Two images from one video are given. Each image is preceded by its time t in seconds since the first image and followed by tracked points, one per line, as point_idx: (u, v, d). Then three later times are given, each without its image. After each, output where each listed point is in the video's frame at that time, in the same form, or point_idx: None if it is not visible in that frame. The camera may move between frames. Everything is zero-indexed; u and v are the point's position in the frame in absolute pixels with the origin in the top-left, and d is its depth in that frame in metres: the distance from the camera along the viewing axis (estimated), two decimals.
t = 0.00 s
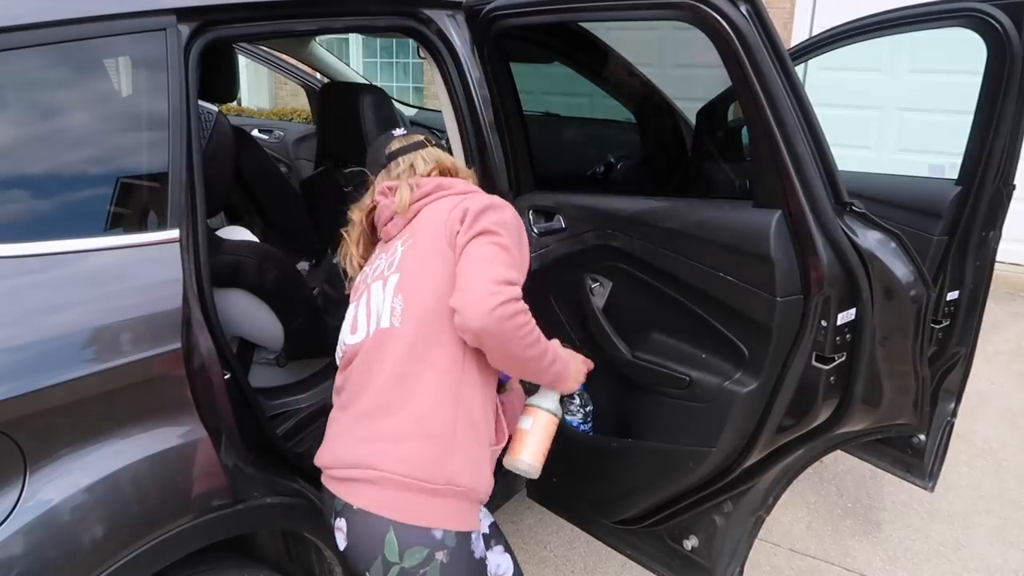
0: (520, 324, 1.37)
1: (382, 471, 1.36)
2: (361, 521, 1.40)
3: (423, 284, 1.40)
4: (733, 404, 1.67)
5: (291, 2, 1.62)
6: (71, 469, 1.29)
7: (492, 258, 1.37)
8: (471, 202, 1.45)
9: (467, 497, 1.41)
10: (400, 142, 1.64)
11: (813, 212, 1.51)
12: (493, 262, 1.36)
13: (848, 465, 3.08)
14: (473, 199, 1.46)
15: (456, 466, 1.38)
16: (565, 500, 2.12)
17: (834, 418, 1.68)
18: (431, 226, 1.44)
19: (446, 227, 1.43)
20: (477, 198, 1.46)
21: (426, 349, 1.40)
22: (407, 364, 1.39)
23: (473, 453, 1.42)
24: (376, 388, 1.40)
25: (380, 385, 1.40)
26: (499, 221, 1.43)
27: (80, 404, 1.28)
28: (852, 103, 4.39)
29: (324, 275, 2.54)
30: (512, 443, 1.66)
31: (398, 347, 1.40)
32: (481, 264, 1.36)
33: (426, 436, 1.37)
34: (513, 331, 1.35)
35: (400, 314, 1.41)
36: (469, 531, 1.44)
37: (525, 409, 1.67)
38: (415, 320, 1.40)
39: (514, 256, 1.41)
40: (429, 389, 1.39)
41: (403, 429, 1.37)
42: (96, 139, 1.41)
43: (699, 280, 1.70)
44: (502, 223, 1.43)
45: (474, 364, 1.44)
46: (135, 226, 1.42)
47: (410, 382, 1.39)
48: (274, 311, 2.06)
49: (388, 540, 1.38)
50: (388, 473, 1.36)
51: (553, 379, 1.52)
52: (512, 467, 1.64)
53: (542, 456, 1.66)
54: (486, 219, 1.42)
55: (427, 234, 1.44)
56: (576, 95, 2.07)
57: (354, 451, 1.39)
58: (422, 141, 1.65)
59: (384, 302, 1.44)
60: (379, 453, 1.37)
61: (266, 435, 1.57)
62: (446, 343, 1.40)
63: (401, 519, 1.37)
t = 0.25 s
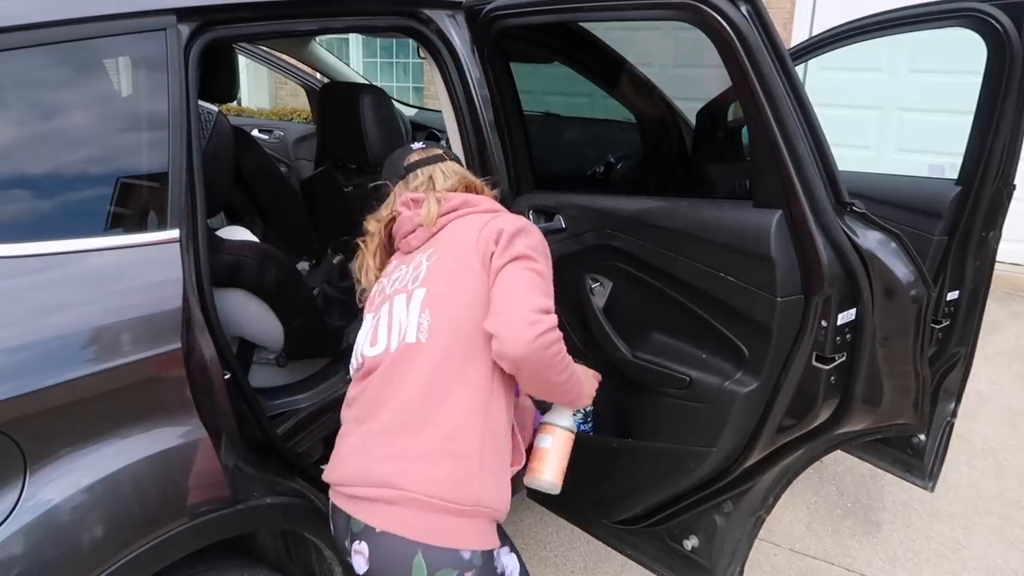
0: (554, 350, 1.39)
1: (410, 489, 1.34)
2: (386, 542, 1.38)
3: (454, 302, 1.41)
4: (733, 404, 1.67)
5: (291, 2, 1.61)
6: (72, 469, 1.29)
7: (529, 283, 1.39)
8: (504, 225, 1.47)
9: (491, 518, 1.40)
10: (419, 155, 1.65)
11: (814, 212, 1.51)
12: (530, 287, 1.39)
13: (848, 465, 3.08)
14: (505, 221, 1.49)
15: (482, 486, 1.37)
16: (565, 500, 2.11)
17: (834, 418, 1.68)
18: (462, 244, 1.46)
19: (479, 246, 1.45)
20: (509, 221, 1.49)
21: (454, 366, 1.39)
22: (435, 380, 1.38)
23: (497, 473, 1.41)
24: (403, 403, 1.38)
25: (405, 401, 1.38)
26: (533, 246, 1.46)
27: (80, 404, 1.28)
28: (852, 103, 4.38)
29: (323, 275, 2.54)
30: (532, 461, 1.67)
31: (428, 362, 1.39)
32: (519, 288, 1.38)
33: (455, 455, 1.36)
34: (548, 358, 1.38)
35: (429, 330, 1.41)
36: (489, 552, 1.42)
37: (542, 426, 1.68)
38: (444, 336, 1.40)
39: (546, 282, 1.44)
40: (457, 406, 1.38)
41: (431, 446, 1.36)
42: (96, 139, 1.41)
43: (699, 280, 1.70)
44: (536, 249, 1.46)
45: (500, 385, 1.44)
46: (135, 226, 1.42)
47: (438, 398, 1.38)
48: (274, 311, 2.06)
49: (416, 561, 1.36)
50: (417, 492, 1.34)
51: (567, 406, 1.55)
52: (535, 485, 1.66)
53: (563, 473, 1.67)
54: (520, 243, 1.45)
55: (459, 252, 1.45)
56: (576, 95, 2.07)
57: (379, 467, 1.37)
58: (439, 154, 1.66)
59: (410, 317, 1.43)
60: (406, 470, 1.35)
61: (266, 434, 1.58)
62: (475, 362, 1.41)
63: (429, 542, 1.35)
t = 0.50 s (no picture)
0: (513, 393, 1.25)
1: (353, 513, 1.28)
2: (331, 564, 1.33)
3: (418, 322, 1.30)
4: (734, 404, 1.67)
5: (291, 2, 1.61)
6: (72, 469, 1.28)
7: (496, 316, 1.24)
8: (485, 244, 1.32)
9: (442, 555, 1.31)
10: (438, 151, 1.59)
11: (814, 212, 1.51)
12: (495, 321, 1.24)
13: (848, 464, 3.08)
14: (492, 238, 1.34)
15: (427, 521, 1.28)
16: (565, 499, 2.11)
17: (835, 418, 1.67)
18: (439, 259, 1.33)
19: (455, 263, 1.32)
20: (494, 238, 1.34)
21: (411, 390, 1.29)
22: (389, 405, 1.29)
23: (450, 506, 1.31)
24: (358, 422, 1.31)
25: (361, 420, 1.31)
26: (513, 269, 1.31)
27: (80, 404, 1.28)
28: (852, 103, 4.38)
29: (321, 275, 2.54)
30: (506, 499, 1.63)
31: (384, 383, 1.30)
32: (483, 322, 1.24)
33: (399, 485, 1.27)
34: (505, 401, 1.24)
35: (392, 347, 1.31)
36: None
37: (523, 466, 1.63)
38: (404, 357, 1.30)
39: (521, 313, 1.28)
40: (410, 433, 1.28)
41: (376, 473, 1.28)
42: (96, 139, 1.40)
43: (699, 280, 1.70)
44: (515, 273, 1.30)
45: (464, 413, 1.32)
46: (135, 226, 1.42)
47: (390, 424, 1.29)
48: (274, 311, 2.06)
49: None
50: (356, 518, 1.27)
51: (546, 441, 1.40)
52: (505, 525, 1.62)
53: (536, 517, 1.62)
54: (499, 266, 1.30)
55: (434, 267, 1.33)
56: (576, 95, 2.07)
57: (327, 487, 1.31)
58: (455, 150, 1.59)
59: (377, 329, 1.35)
60: (353, 495, 1.28)
61: (266, 433, 1.62)
62: (434, 391, 1.29)
63: None
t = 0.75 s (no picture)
0: (404, 432, 1.14)
1: (286, 514, 1.31)
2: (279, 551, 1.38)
3: (351, 330, 1.24)
4: (735, 404, 1.66)
5: (291, 3, 1.61)
6: (72, 469, 1.28)
7: (393, 344, 1.11)
8: (412, 256, 1.15)
9: (364, 560, 1.31)
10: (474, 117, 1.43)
11: (816, 212, 1.51)
12: (391, 350, 1.11)
13: (848, 464, 3.08)
14: (424, 249, 1.16)
15: (341, 531, 1.28)
16: (564, 498, 2.11)
17: (835, 418, 1.68)
18: (377, 265, 1.23)
19: (382, 270, 1.21)
20: (428, 248, 1.16)
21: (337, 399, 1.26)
22: (325, 412, 1.28)
23: (372, 520, 1.28)
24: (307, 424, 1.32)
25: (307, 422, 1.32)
26: (434, 290, 1.13)
27: (80, 404, 1.28)
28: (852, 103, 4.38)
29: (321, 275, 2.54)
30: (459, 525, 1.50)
31: (322, 390, 1.28)
32: (378, 348, 1.12)
33: (320, 493, 1.27)
34: (394, 439, 1.15)
35: (331, 350, 1.29)
36: None
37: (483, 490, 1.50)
38: (337, 365, 1.26)
39: (432, 342, 1.13)
40: (334, 443, 1.27)
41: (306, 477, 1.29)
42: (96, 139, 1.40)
43: (700, 280, 1.71)
44: (430, 295, 1.12)
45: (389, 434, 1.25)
46: (135, 226, 1.42)
47: (321, 431, 1.28)
48: (274, 310, 2.05)
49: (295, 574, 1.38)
50: (286, 521, 1.31)
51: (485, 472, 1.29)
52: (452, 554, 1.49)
53: (485, 549, 1.49)
54: (415, 285, 1.13)
55: (372, 270, 1.24)
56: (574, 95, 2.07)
57: (278, 483, 1.35)
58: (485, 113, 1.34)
59: (331, 327, 1.32)
60: (288, 498, 1.31)
61: (265, 432, 1.64)
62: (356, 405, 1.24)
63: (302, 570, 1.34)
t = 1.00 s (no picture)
0: (352, 392, 1.09)
1: (283, 468, 1.32)
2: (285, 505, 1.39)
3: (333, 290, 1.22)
4: (736, 404, 1.66)
5: (290, 3, 1.61)
6: (71, 469, 1.28)
7: (346, 301, 1.08)
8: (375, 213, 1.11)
9: (356, 518, 1.29)
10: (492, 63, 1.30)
11: (816, 211, 1.51)
12: (343, 307, 1.08)
13: (848, 464, 3.08)
14: (389, 205, 1.11)
15: (335, 488, 1.26)
16: (565, 499, 2.10)
17: (835, 418, 1.67)
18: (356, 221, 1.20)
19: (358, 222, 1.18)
20: (392, 203, 1.11)
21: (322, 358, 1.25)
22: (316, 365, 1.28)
23: (357, 479, 1.27)
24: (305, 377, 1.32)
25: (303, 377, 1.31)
26: (389, 245, 1.07)
27: (80, 404, 1.28)
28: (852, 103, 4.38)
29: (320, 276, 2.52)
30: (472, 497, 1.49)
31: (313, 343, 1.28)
32: (333, 305, 1.09)
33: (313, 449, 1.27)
34: (344, 399, 1.10)
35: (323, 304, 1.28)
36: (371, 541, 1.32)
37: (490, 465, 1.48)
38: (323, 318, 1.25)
39: (386, 301, 1.07)
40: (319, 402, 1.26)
41: (300, 432, 1.30)
42: (96, 139, 1.40)
43: (701, 281, 1.71)
44: (387, 250, 1.07)
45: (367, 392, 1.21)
46: (135, 226, 1.42)
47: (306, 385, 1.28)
48: (274, 310, 2.05)
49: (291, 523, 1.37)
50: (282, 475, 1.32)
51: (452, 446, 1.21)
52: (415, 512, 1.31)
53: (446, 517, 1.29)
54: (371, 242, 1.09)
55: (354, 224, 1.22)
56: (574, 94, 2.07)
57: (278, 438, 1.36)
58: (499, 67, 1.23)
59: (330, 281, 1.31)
60: (285, 452, 1.32)
61: (266, 432, 1.63)
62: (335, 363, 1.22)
63: (302, 521, 1.33)
